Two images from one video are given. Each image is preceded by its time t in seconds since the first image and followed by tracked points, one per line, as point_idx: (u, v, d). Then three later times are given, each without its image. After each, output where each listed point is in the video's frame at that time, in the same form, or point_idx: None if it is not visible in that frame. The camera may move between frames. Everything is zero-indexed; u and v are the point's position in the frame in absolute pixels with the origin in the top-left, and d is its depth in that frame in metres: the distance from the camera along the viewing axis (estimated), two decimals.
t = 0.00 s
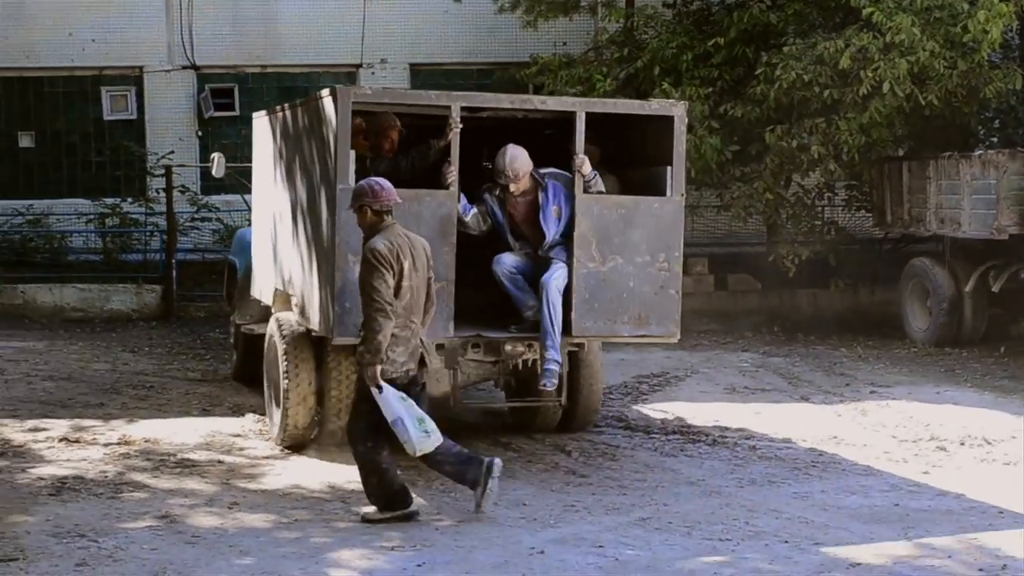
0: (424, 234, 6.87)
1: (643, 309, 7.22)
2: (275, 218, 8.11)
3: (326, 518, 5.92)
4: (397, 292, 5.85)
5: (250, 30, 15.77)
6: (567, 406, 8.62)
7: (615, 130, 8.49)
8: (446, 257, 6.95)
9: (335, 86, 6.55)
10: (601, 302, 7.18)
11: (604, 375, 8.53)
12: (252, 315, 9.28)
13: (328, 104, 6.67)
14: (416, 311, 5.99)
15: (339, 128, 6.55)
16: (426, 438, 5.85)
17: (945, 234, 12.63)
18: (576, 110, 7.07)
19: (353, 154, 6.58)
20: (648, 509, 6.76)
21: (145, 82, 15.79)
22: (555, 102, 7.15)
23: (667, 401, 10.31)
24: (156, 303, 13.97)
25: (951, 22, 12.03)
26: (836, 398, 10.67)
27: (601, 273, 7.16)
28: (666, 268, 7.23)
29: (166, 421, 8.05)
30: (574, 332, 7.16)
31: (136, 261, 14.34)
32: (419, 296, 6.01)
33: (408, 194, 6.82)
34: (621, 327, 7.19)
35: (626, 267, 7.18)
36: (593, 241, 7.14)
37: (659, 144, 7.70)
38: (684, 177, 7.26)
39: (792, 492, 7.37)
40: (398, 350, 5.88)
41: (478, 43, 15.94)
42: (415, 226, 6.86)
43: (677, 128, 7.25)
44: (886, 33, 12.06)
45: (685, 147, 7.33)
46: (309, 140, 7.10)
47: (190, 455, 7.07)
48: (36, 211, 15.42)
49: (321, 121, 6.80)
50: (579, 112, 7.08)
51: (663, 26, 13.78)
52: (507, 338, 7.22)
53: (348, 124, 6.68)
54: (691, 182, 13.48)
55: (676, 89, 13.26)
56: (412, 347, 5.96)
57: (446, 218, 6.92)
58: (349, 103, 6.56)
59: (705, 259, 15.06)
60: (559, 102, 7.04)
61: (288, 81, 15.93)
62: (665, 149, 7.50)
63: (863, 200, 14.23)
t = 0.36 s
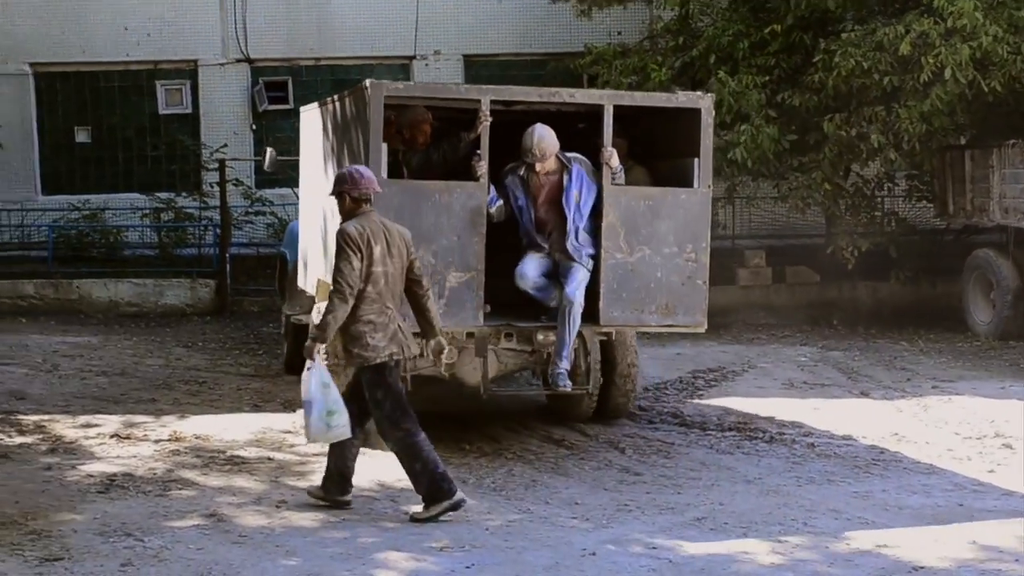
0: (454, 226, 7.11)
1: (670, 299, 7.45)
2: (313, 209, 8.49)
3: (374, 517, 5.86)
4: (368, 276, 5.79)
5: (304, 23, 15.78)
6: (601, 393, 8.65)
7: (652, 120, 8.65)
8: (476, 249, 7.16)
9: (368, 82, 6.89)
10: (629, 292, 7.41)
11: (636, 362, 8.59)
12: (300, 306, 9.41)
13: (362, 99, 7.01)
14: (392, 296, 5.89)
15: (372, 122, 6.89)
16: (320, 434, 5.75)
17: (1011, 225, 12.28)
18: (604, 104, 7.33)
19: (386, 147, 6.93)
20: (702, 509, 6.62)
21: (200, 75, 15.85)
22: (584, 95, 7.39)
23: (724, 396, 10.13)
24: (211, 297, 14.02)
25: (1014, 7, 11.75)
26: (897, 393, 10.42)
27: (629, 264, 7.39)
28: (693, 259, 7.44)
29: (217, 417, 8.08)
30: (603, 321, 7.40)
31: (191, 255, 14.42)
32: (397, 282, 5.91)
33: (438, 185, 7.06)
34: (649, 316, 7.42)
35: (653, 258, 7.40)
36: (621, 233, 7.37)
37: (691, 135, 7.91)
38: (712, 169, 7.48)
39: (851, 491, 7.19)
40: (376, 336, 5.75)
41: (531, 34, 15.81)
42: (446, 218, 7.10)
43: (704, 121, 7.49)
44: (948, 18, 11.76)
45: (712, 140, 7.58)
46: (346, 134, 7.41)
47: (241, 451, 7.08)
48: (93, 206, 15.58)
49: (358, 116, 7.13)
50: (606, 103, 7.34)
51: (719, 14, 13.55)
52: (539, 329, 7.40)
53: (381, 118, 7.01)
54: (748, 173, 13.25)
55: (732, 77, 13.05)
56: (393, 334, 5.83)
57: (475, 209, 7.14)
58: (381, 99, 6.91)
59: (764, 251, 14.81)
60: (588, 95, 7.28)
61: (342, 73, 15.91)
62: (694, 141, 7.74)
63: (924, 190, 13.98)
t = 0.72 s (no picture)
0: (487, 212, 7.27)
1: (700, 284, 7.64)
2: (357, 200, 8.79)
3: (422, 507, 5.81)
4: (347, 252, 5.87)
5: (362, 14, 15.78)
6: (640, 379, 8.90)
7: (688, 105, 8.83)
8: (509, 234, 7.33)
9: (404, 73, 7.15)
10: (660, 277, 7.59)
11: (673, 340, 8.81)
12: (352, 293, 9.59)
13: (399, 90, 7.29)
14: (368, 276, 5.97)
15: (407, 112, 7.17)
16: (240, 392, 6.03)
17: None
18: (636, 94, 7.60)
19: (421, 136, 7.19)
20: (756, 506, 6.48)
21: (258, 65, 15.90)
22: (615, 87, 7.65)
23: (781, 391, 9.97)
24: (265, 286, 14.05)
25: None
26: (959, 391, 10.18)
27: (660, 249, 7.57)
28: (723, 245, 7.64)
29: (268, 404, 8.12)
30: (633, 304, 7.59)
31: (247, 243, 14.49)
32: (374, 262, 6.00)
33: (471, 172, 7.21)
34: (680, 300, 7.61)
35: (684, 244, 7.59)
36: (653, 219, 7.57)
37: (721, 123, 8.14)
38: (741, 156, 7.69)
39: (910, 490, 7.02)
40: (347, 311, 5.83)
41: (590, 28, 15.73)
42: (479, 204, 7.26)
43: (734, 110, 7.73)
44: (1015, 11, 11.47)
45: (742, 128, 7.80)
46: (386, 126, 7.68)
47: (290, 439, 7.10)
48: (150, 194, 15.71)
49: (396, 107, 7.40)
50: (637, 94, 7.60)
51: (781, 6, 13.33)
52: (574, 312, 7.68)
53: (417, 108, 7.28)
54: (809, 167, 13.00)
55: (793, 70, 12.85)
56: (365, 312, 5.90)
57: (508, 196, 7.29)
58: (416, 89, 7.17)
59: (824, 246, 14.54)
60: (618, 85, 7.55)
61: (399, 63, 15.91)
62: (724, 130, 7.96)
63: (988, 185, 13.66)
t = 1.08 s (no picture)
0: (493, 210, 7.31)
1: (702, 281, 7.58)
2: (370, 202, 8.87)
3: (438, 513, 5.73)
4: (269, 266, 5.96)
5: (374, 14, 15.72)
6: (645, 375, 8.93)
7: (693, 106, 8.74)
8: (514, 232, 7.35)
9: (412, 73, 7.24)
10: (662, 274, 7.54)
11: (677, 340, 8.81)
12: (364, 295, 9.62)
13: (407, 90, 7.37)
14: (294, 287, 6.06)
15: (414, 112, 7.24)
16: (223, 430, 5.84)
17: None
18: (639, 93, 7.61)
19: (427, 135, 7.25)
20: (777, 511, 6.38)
21: (271, 66, 15.84)
22: (619, 86, 7.66)
23: (798, 393, 9.86)
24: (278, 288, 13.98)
25: None
26: (978, 393, 10.05)
27: (662, 247, 7.52)
28: (725, 242, 7.58)
29: (281, 409, 8.09)
30: (636, 302, 7.55)
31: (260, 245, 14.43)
32: (299, 274, 6.08)
33: (477, 170, 7.26)
34: (681, 297, 7.56)
35: (686, 241, 7.54)
36: (654, 216, 7.52)
37: (722, 121, 8.12)
38: (743, 154, 7.64)
39: (932, 493, 6.90)
40: (269, 323, 5.95)
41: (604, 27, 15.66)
42: (485, 202, 7.29)
43: (737, 109, 7.68)
44: None
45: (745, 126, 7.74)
46: (395, 126, 7.77)
47: (303, 444, 7.06)
48: (162, 195, 15.68)
49: (405, 108, 7.48)
50: (641, 94, 7.60)
51: (797, 4, 13.22)
52: (578, 309, 7.63)
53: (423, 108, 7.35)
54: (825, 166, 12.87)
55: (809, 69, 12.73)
56: (289, 322, 6.01)
57: (513, 194, 7.33)
58: (422, 89, 7.25)
59: (840, 246, 14.40)
60: (621, 84, 7.56)
61: (412, 64, 15.84)
62: (727, 129, 7.91)
63: (1006, 184, 13.56)
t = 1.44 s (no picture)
0: (501, 204, 7.24)
1: (708, 273, 7.50)
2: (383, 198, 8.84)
3: (457, 511, 5.65)
4: (211, 260, 5.94)
5: (383, 9, 15.64)
6: (655, 363, 8.81)
7: (699, 101, 8.61)
8: (523, 225, 7.28)
9: (419, 69, 7.20)
10: (667, 266, 7.46)
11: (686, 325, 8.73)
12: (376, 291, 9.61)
13: (415, 85, 7.32)
14: (240, 278, 6.03)
15: (422, 107, 7.19)
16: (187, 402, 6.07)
17: None
18: (645, 87, 7.50)
19: (435, 130, 7.20)
20: (800, 506, 6.28)
21: (280, 63, 15.77)
22: (625, 80, 7.55)
23: (816, 386, 9.77)
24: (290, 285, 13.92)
25: None
26: (998, 385, 9.93)
27: (667, 239, 7.44)
28: (730, 235, 7.51)
29: (296, 407, 8.04)
30: (642, 294, 7.47)
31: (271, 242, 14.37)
32: (244, 266, 6.05)
33: (485, 164, 7.19)
34: (686, 289, 7.48)
35: (691, 233, 7.46)
36: (659, 209, 7.44)
37: (727, 115, 8.03)
38: (748, 147, 7.56)
39: (958, 488, 6.79)
40: (216, 316, 5.92)
41: (614, 20, 15.58)
42: (493, 196, 7.22)
43: (741, 103, 7.59)
44: None
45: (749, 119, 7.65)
46: (405, 121, 7.73)
47: (320, 442, 7.01)
48: (173, 193, 15.64)
49: (413, 103, 7.44)
50: (646, 88, 7.49)
51: None
52: (586, 300, 7.47)
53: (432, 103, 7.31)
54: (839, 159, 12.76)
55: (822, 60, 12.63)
56: (237, 314, 5.98)
57: (522, 188, 7.25)
58: (430, 84, 7.20)
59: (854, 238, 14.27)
60: (627, 79, 7.45)
61: (422, 59, 15.76)
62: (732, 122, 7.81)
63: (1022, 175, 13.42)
